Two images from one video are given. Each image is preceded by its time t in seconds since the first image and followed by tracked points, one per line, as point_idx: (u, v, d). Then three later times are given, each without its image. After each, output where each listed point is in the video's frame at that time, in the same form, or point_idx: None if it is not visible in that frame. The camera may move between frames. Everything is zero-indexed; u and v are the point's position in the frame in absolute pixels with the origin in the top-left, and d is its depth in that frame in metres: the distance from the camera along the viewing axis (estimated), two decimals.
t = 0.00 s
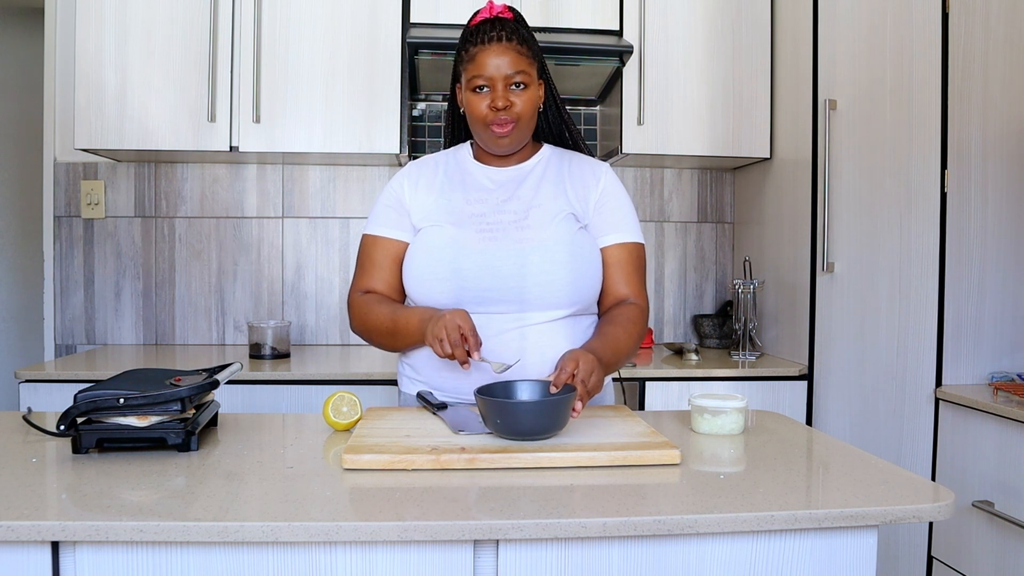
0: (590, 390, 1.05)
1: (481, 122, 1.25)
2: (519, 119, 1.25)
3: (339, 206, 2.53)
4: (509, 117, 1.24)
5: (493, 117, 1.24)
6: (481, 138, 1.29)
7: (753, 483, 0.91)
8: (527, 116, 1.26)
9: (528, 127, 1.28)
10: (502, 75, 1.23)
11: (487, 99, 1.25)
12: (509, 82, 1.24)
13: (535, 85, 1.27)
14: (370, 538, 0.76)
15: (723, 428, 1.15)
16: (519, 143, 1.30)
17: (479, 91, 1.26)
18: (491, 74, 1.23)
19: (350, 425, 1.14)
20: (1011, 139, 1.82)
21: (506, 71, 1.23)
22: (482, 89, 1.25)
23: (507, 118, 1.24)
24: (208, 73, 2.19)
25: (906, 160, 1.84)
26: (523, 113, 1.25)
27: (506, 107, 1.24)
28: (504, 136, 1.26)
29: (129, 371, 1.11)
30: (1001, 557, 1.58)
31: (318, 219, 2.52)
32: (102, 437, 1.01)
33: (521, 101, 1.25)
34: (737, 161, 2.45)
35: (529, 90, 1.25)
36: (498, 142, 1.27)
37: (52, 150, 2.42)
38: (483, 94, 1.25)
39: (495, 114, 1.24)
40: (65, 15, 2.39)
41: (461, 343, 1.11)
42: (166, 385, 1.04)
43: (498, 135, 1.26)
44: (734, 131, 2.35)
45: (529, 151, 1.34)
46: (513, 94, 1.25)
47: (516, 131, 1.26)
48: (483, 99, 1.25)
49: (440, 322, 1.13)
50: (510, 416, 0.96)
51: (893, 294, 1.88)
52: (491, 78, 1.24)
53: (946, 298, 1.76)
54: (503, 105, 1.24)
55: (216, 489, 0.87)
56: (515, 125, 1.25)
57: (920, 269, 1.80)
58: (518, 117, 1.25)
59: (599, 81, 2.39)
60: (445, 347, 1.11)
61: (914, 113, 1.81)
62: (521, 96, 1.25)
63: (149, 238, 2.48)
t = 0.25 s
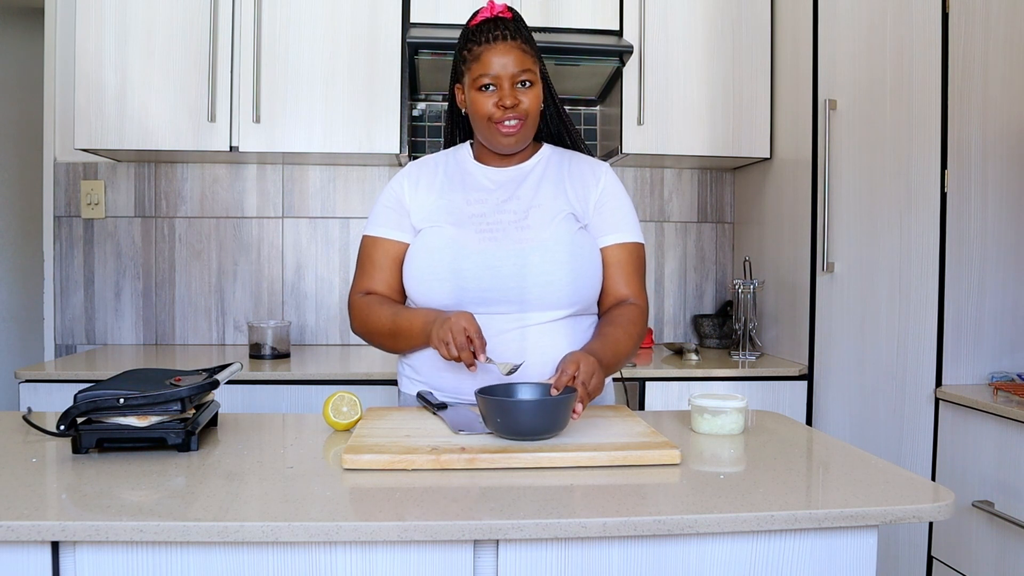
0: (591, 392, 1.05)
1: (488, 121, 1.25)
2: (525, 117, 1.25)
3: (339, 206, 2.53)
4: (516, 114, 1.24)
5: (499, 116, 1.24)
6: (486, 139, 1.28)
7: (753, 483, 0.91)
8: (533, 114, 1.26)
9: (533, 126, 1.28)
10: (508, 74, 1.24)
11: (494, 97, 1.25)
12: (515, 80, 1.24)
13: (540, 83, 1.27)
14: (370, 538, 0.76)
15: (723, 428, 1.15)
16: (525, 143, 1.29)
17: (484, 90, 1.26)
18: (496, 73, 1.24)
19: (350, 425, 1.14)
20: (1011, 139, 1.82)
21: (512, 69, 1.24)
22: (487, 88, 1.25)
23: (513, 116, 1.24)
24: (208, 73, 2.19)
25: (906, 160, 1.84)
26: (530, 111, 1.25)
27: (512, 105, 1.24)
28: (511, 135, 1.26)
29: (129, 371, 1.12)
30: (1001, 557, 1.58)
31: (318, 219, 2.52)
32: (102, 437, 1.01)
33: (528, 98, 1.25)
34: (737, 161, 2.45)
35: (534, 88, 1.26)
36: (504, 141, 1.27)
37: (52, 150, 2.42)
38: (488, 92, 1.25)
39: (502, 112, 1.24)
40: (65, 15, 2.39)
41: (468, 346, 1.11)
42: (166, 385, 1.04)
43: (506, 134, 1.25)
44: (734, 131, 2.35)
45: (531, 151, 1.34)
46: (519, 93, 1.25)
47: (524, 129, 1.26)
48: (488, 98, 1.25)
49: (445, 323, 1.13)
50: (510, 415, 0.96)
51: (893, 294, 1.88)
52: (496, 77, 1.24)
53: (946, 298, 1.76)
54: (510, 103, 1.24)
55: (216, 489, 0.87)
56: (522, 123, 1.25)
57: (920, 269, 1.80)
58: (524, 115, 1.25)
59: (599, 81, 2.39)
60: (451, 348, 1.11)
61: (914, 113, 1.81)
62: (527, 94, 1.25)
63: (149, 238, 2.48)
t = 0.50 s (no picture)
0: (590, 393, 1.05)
1: (486, 120, 1.26)
2: (523, 117, 1.26)
3: (339, 206, 2.53)
4: (515, 114, 1.25)
5: (497, 114, 1.25)
6: (485, 138, 1.29)
7: (753, 483, 0.91)
8: (531, 113, 1.26)
9: (532, 126, 1.28)
10: (507, 73, 1.25)
11: (493, 97, 1.25)
12: (515, 79, 1.25)
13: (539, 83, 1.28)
14: (370, 538, 0.76)
15: (723, 428, 1.15)
16: (524, 142, 1.30)
17: (483, 90, 1.26)
18: (495, 72, 1.25)
19: (350, 425, 1.14)
20: (1011, 139, 1.82)
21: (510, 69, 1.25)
22: (486, 87, 1.25)
23: (512, 115, 1.25)
24: (208, 73, 2.19)
25: (906, 160, 1.84)
26: (529, 110, 1.26)
27: (511, 104, 1.25)
28: (510, 134, 1.26)
29: (130, 371, 1.12)
30: (1001, 557, 1.58)
31: (318, 220, 2.52)
32: (102, 437, 1.01)
33: (527, 98, 1.26)
34: (737, 161, 2.45)
35: (534, 88, 1.26)
36: (502, 140, 1.27)
37: (52, 150, 2.42)
38: (487, 91, 1.26)
39: (500, 110, 1.25)
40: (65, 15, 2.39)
41: (460, 344, 1.11)
42: (166, 385, 1.04)
43: (504, 133, 1.26)
44: (734, 131, 2.35)
45: (529, 151, 1.34)
46: (518, 92, 1.25)
47: (523, 129, 1.26)
48: (487, 96, 1.26)
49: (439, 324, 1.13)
50: (510, 415, 0.96)
51: (893, 294, 1.88)
52: (495, 75, 1.25)
53: (946, 298, 1.76)
54: (509, 101, 1.24)
55: (216, 489, 0.87)
56: (521, 122, 1.26)
57: (920, 269, 1.80)
58: (523, 114, 1.25)
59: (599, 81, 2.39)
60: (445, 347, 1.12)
61: (914, 113, 1.81)
62: (526, 93, 1.26)
63: (149, 238, 2.48)
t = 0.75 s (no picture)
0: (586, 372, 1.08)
1: (472, 110, 1.27)
2: (508, 109, 1.27)
3: (339, 206, 2.53)
4: (500, 104, 1.26)
5: (483, 104, 1.26)
6: (469, 130, 1.29)
7: (753, 483, 0.91)
8: (517, 107, 1.27)
9: (516, 121, 1.29)
10: (495, 65, 1.27)
11: (479, 87, 1.27)
12: (502, 72, 1.27)
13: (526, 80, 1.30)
14: (370, 538, 0.76)
15: (723, 428, 1.15)
16: (508, 138, 1.30)
17: (471, 81, 1.28)
18: (483, 63, 1.27)
19: (350, 425, 1.14)
20: (1011, 138, 1.82)
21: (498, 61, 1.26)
22: (474, 77, 1.27)
23: (497, 105, 1.26)
24: (208, 73, 2.19)
25: (906, 160, 1.84)
26: (514, 103, 1.27)
27: (497, 94, 1.26)
28: (494, 124, 1.26)
29: (129, 371, 1.12)
30: (1002, 557, 1.58)
31: (318, 219, 2.52)
32: (102, 437, 1.01)
33: (514, 90, 1.27)
34: (737, 161, 2.45)
35: (520, 83, 1.28)
36: (486, 131, 1.27)
37: (52, 150, 2.42)
38: (474, 81, 1.27)
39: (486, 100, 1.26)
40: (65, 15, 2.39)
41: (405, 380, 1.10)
42: (166, 385, 1.04)
43: (489, 121, 1.26)
44: (734, 131, 2.35)
45: (512, 152, 1.36)
46: (504, 84, 1.27)
47: (507, 120, 1.27)
48: (473, 87, 1.27)
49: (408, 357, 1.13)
50: (510, 415, 0.96)
51: (893, 294, 1.88)
52: (483, 66, 1.27)
53: (946, 298, 1.76)
54: (495, 91, 1.25)
55: (216, 489, 0.87)
56: (506, 113, 1.26)
57: (920, 268, 1.80)
58: (508, 106, 1.26)
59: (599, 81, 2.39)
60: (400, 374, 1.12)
61: (914, 113, 1.81)
62: (513, 86, 1.27)
63: (149, 238, 2.48)
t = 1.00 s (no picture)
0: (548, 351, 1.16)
1: (446, 111, 1.28)
2: (482, 111, 1.29)
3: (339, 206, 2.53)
4: (474, 106, 1.28)
5: (457, 106, 1.28)
6: (443, 133, 1.31)
7: (753, 483, 0.91)
8: (490, 110, 1.30)
9: (490, 124, 1.31)
10: (468, 68, 1.29)
11: (452, 90, 1.29)
12: (475, 75, 1.29)
13: (498, 86, 1.33)
14: (370, 538, 0.76)
15: (723, 429, 1.15)
16: (480, 141, 1.32)
17: (444, 84, 1.30)
18: (457, 67, 1.29)
19: (350, 425, 1.15)
20: (1011, 138, 1.82)
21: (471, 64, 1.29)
22: (448, 81, 1.29)
23: (471, 107, 1.28)
24: (208, 73, 2.19)
25: (906, 159, 1.84)
26: (487, 106, 1.29)
27: (471, 97, 1.28)
28: (468, 126, 1.28)
29: (129, 371, 1.12)
30: (1002, 557, 1.57)
31: (318, 219, 2.52)
32: (102, 437, 1.01)
33: (486, 94, 1.30)
34: (737, 161, 2.45)
35: (492, 87, 1.31)
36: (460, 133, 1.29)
37: (52, 150, 2.42)
38: (448, 85, 1.29)
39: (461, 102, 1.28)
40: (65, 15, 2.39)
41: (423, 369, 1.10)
42: (166, 385, 1.04)
43: (463, 123, 1.28)
44: (735, 131, 2.35)
45: (483, 156, 1.38)
46: (478, 88, 1.29)
47: (481, 122, 1.29)
48: (447, 90, 1.29)
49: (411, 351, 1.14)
50: (510, 415, 0.96)
51: (893, 295, 1.88)
52: (457, 70, 1.29)
53: (946, 298, 1.76)
54: (469, 93, 1.28)
55: (216, 489, 0.87)
56: (480, 115, 1.28)
57: (920, 268, 1.80)
58: (482, 108, 1.29)
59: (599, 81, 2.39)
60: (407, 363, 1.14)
61: (914, 112, 1.81)
62: (486, 90, 1.30)
63: (149, 238, 2.48)
